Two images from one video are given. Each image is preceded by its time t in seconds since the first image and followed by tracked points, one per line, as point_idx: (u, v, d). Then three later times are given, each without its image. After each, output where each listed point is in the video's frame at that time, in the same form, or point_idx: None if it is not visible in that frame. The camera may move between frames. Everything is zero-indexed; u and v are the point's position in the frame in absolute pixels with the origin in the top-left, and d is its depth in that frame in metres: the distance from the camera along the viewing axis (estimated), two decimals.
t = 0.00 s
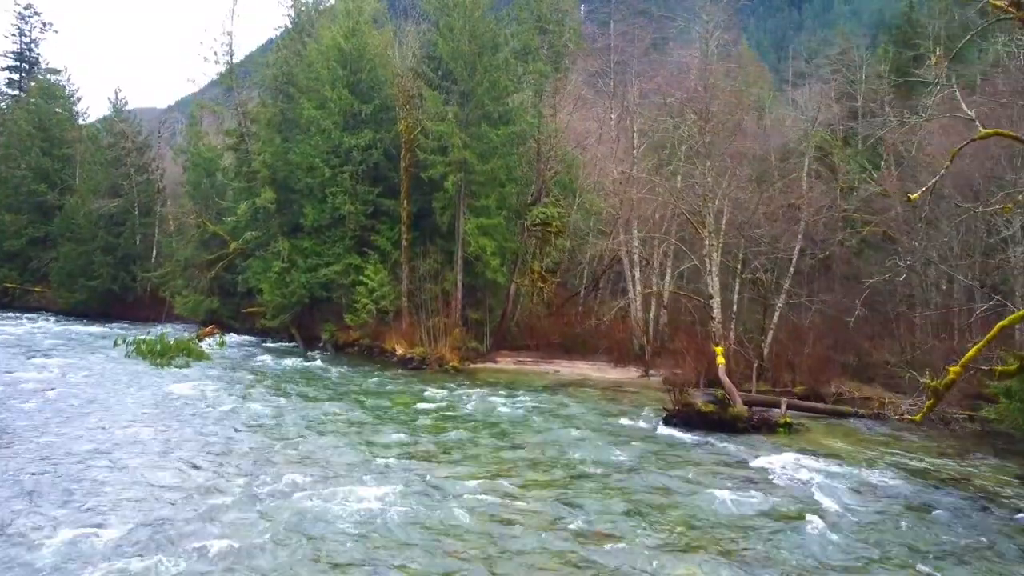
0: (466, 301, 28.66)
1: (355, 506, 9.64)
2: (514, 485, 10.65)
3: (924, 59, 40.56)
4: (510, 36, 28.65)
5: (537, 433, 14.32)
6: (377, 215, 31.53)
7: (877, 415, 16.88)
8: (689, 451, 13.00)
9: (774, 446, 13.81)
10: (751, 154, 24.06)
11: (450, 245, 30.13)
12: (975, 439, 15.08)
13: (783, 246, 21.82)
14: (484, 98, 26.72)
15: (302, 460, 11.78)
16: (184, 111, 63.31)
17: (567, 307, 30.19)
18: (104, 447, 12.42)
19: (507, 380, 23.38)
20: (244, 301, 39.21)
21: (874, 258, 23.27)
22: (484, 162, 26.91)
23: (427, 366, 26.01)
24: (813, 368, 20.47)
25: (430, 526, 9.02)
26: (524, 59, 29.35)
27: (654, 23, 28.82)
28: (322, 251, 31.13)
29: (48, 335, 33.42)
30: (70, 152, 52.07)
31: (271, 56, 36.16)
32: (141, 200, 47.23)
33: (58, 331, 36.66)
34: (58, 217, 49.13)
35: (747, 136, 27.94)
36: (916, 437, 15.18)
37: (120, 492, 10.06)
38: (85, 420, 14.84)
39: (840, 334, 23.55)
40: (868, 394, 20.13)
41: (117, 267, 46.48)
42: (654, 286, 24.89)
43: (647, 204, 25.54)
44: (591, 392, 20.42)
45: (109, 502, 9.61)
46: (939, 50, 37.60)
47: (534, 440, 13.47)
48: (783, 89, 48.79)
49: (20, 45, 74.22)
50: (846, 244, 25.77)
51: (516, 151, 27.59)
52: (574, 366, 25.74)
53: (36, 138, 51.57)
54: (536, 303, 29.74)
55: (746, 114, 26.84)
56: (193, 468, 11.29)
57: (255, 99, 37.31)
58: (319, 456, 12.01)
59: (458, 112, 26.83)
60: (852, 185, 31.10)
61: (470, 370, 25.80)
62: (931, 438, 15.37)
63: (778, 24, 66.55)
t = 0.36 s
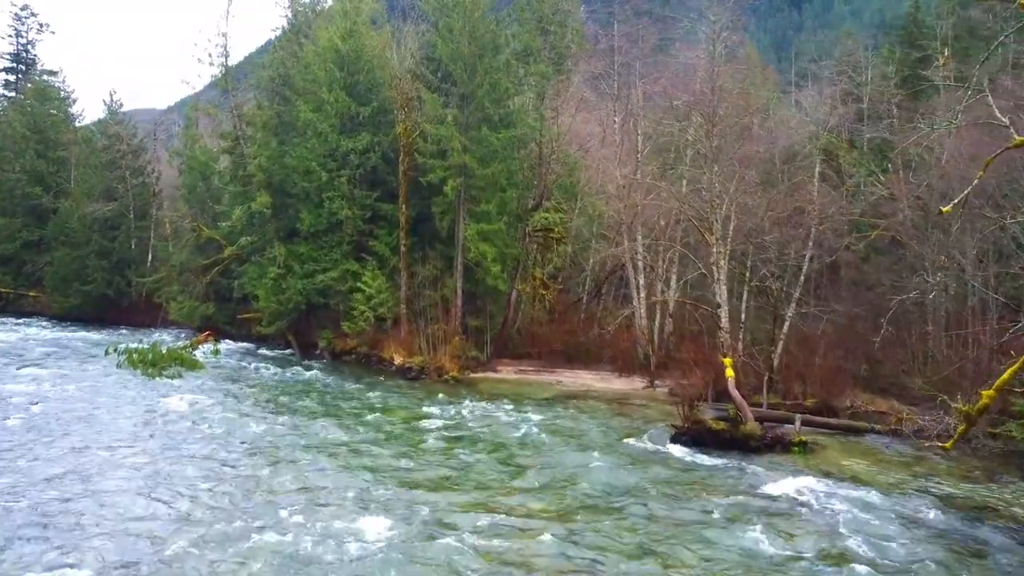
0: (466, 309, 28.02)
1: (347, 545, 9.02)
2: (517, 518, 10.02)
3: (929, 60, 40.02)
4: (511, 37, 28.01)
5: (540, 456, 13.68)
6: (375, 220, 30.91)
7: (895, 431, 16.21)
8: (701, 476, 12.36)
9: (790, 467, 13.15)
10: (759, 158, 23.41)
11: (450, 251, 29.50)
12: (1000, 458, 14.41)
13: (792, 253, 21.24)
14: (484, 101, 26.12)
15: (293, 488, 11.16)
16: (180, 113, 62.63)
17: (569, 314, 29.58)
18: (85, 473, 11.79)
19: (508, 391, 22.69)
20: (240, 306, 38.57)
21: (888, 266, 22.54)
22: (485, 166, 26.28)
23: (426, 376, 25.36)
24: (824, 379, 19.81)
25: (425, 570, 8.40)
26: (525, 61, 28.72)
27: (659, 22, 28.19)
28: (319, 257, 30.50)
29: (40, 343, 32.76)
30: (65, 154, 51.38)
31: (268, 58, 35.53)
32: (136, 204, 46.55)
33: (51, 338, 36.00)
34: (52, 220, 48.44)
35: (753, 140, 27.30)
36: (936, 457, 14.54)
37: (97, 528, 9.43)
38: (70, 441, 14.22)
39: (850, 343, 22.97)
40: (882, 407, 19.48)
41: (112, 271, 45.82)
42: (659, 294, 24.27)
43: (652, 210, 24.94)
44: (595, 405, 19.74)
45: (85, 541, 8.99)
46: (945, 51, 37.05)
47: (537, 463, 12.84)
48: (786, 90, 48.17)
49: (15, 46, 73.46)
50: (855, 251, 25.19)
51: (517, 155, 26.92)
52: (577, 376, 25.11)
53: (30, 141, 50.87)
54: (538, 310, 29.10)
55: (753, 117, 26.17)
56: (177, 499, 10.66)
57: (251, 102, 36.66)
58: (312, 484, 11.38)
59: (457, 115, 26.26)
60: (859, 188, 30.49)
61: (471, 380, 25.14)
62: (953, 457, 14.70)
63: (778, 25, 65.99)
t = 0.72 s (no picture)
0: (465, 317, 27.26)
1: None
2: (522, 562, 9.29)
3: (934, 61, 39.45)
4: (511, 38, 27.33)
5: (545, 483, 12.95)
6: (372, 225, 30.17)
7: (917, 451, 15.45)
8: (717, 511, 11.61)
9: (811, 496, 12.37)
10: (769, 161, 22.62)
11: (449, 257, 28.77)
12: None
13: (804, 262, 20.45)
14: (484, 103, 25.39)
15: (282, 524, 10.45)
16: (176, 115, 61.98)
17: (573, 322, 28.83)
18: (63, 506, 11.08)
19: (509, 404, 21.91)
20: (235, 313, 37.83)
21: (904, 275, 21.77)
22: (485, 171, 25.55)
23: (426, 388, 24.61)
24: (838, 393, 19.06)
25: None
26: (527, 62, 28.05)
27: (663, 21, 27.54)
28: (315, 264, 29.77)
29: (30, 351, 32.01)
30: (59, 157, 50.64)
31: (264, 60, 34.86)
32: (130, 207, 45.81)
33: (41, 346, 35.25)
34: (45, 224, 47.69)
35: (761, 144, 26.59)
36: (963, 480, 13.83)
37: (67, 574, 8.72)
38: (49, 465, 13.50)
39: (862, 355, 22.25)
40: (899, 423, 18.72)
41: (105, 276, 45.07)
42: (665, 303, 23.50)
43: (657, 216, 24.18)
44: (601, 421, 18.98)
45: None
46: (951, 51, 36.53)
47: (543, 493, 12.12)
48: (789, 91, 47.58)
49: (10, 47, 72.86)
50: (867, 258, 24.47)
51: (518, 159, 26.18)
52: (580, 388, 24.31)
53: (24, 143, 50.14)
54: (539, 318, 28.35)
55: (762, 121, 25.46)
56: (157, 536, 9.96)
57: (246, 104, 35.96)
58: (302, 519, 10.68)
59: (457, 118, 25.55)
60: (867, 193, 29.78)
61: (472, 391, 24.38)
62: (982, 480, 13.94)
63: (778, 26, 65.49)
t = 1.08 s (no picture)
0: (465, 326, 26.51)
1: None
2: None
3: (940, 62, 38.78)
4: (512, 40, 26.60)
5: (550, 515, 12.22)
6: (369, 231, 29.43)
7: (939, 474, 14.73)
8: (734, 548, 10.89)
9: (834, 528, 11.67)
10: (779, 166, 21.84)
11: (448, 264, 28.06)
12: None
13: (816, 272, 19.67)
14: (485, 106, 24.65)
15: (270, 567, 9.77)
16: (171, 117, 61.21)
17: (575, 331, 28.06)
18: (37, 545, 10.37)
19: (511, 418, 21.18)
20: (230, 319, 37.10)
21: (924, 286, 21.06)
22: (485, 176, 24.83)
23: (425, 400, 23.88)
24: (852, 409, 18.30)
25: None
26: (527, 64, 27.33)
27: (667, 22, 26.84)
28: (311, 270, 29.05)
29: (20, 361, 31.29)
30: (52, 160, 49.86)
31: (259, 61, 34.16)
32: (124, 211, 45.07)
33: (32, 354, 34.55)
34: (38, 228, 46.94)
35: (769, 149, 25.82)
36: (991, 508, 13.11)
37: None
38: (25, 493, 12.78)
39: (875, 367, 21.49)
40: (917, 440, 17.96)
41: (99, 281, 44.33)
42: (671, 313, 22.73)
43: (663, 222, 23.40)
44: (606, 439, 18.22)
45: None
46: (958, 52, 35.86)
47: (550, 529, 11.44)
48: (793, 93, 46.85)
49: (6, 48, 72.27)
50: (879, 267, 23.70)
51: (519, 164, 25.42)
52: (583, 400, 23.53)
53: (17, 146, 49.42)
54: (540, 327, 27.59)
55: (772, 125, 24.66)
56: None
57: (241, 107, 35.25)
58: (292, 561, 9.99)
59: (457, 122, 24.82)
60: (876, 197, 29.07)
61: (471, 404, 23.64)
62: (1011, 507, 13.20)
63: (779, 26, 64.82)
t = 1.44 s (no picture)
0: (464, 336, 25.82)
1: None
2: None
3: (946, 63, 38.19)
4: (512, 41, 25.93)
5: (557, 547, 11.59)
6: (366, 237, 28.74)
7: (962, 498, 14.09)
8: None
9: (857, 565, 11.03)
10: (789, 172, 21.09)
11: (446, 271, 27.39)
12: None
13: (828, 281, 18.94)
14: (485, 110, 23.98)
15: None
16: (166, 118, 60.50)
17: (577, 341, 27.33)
18: None
19: (511, 433, 20.50)
20: (225, 326, 36.42)
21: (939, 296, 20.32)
22: (485, 182, 24.15)
23: (423, 413, 23.18)
24: (867, 426, 17.58)
25: None
26: (528, 66, 26.64)
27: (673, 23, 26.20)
28: (307, 277, 28.37)
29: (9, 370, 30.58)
30: (45, 163, 49.11)
31: (254, 62, 33.48)
32: (118, 215, 44.35)
33: (22, 362, 33.84)
34: (31, 232, 46.21)
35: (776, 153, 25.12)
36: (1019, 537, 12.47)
37: None
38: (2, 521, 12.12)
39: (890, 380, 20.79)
40: (934, 459, 17.24)
41: (92, 286, 43.61)
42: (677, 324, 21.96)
43: (668, 229, 22.67)
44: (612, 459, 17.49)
45: None
46: (965, 54, 35.26)
47: (558, 566, 10.82)
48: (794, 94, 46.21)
49: None
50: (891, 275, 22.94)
51: (520, 169, 24.72)
52: (586, 414, 22.81)
53: (10, 149, 48.68)
54: (541, 337, 26.88)
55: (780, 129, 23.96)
56: None
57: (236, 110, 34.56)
58: None
59: (456, 126, 24.15)
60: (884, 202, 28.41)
61: (471, 417, 22.94)
62: None
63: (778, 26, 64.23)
